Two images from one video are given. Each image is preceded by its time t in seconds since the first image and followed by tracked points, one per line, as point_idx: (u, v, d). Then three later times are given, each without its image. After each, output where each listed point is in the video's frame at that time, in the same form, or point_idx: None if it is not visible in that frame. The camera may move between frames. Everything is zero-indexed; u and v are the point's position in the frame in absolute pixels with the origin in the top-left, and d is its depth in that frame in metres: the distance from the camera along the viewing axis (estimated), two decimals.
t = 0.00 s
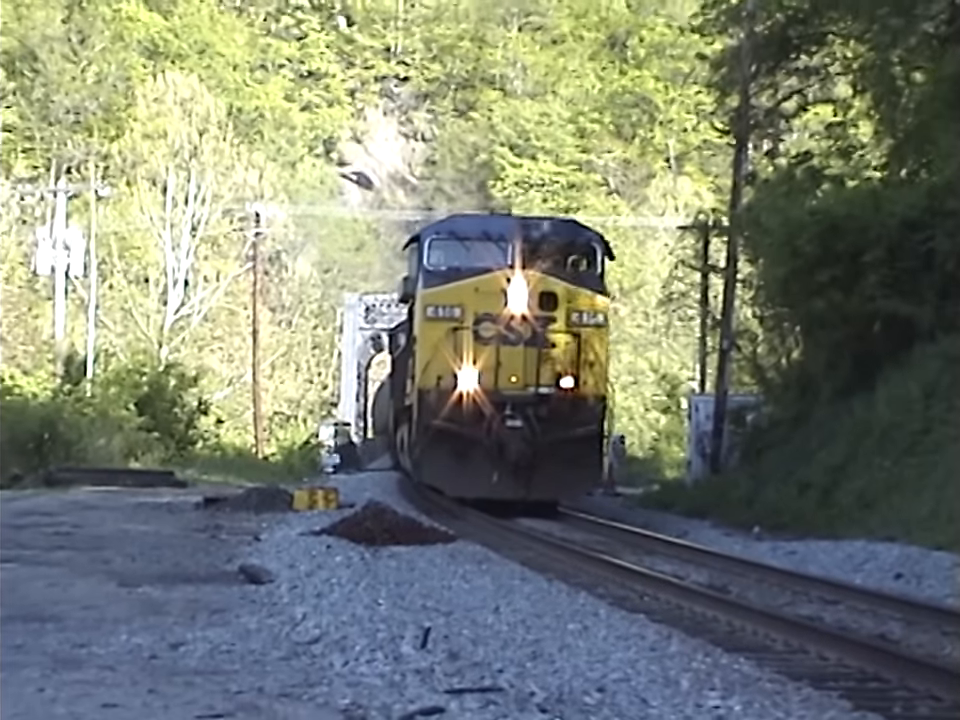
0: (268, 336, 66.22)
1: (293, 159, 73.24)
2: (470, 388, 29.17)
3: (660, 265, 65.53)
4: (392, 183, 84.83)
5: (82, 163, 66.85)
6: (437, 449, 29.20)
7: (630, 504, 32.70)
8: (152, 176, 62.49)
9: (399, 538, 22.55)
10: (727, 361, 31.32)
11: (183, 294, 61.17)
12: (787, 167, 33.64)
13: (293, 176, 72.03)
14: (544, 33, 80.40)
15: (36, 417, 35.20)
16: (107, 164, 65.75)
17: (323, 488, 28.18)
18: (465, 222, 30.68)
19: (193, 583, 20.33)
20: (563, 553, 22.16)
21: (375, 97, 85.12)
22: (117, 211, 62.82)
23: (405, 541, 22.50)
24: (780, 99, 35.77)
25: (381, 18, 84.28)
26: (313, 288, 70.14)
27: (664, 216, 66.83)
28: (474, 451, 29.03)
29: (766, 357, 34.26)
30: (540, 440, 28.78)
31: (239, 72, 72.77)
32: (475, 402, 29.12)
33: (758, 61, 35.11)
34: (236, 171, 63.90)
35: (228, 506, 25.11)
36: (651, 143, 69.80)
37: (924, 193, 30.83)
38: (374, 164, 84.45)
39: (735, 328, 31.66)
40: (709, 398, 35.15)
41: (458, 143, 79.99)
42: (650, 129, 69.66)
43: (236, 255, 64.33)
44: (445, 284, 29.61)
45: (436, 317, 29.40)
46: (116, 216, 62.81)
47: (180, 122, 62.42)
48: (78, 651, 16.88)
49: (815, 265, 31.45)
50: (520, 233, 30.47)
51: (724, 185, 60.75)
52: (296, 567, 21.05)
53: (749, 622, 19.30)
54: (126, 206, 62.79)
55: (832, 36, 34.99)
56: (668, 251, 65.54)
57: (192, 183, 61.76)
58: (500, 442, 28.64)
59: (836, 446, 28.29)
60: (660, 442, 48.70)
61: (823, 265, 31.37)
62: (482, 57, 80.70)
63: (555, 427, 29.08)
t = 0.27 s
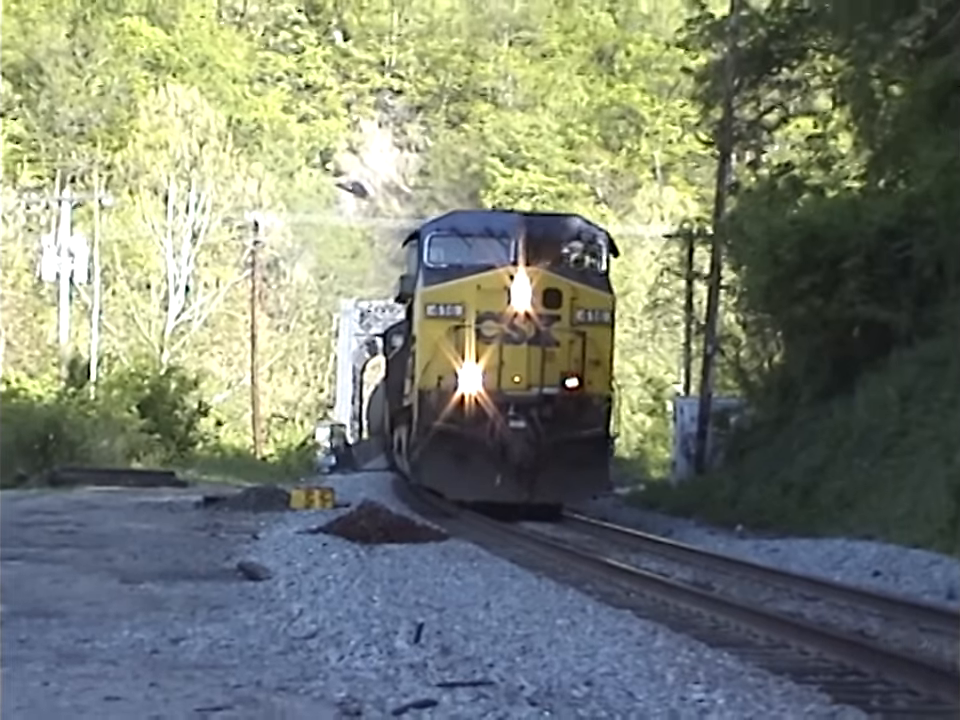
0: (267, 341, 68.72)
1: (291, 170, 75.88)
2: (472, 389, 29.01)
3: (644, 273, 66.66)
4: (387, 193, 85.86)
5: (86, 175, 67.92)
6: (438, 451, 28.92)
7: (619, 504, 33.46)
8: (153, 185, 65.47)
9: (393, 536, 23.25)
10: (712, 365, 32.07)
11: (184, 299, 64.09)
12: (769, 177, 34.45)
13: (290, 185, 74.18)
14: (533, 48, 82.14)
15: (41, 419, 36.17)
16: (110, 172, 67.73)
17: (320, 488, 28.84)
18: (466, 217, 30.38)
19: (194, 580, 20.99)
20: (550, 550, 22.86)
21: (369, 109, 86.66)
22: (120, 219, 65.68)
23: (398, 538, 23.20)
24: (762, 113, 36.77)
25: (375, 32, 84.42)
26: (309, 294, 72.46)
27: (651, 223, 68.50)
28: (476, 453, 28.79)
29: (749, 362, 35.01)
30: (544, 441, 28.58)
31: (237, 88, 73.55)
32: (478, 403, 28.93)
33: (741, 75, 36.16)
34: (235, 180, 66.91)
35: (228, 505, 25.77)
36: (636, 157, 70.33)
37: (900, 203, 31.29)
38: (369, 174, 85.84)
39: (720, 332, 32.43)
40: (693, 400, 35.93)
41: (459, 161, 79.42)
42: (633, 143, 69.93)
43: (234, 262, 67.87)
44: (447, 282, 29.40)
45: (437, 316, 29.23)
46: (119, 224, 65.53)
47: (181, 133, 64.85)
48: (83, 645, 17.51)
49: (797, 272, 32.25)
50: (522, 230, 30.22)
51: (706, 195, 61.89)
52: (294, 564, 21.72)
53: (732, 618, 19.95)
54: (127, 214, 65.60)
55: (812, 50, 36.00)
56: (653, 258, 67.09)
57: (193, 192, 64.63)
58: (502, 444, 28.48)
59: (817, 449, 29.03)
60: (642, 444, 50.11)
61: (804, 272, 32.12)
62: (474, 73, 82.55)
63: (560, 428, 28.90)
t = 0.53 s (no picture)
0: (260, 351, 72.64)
1: (287, 187, 77.22)
2: (472, 395, 28.68)
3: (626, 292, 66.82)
4: (379, 210, 87.28)
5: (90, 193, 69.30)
6: (439, 459, 28.63)
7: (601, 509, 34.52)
8: (154, 202, 67.45)
9: (384, 538, 24.20)
10: (689, 373, 33.21)
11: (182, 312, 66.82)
12: (743, 196, 35.04)
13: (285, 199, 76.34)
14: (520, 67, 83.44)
15: (44, 427, 37.20)
16: (113, 189, 69.19)
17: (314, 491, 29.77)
18: (466, 221, 30.13)
19: (192, 581, 21.90)
20: (533, 553, 23.86)
21: (361, 129, 85.47)
22: (123, 235, 67.21)
23: (388, 540, 24.14)
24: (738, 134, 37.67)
25: (368, 53, 81.09)
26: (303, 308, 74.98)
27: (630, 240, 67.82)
28: (477, 461, 28.51)
29: (725, 372, 36.03)
30: (545, 447, 28.23)
31: (231, 108, 74.75)
32: (479, 410, 28.64)
33: (717, 97, 37.08)
34: (231, 197, 69.39)
35: (226, 509, 26.69)
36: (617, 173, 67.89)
37: (870, 220, 31.99)
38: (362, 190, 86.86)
39: (697, 341, 33.68)
40: (674, 407, 36.99)
41: (447, 179, 79.53)
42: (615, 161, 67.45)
43: (233, 275, 70.35)
44: (446, 287, 29.13)
45: (436, 320, 28.94)
46: (121, 239, 67.17)
47: (181, 151, 66.64)
48: (86, 643, 18.39)
49: (771, 286, 33.11)
50: (524, 234, 29.86)
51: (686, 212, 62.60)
52: (289, 565, 22.62)
53: (708, 617, 20.88)
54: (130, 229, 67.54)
55: (786, 75, 36.04)
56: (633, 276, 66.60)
57: (193, 210, 67.45)
58: (503, 451, 28.16)
59: (790, 456, 29.99)
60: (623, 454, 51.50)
61: (777, 287, 33.03)
62: (461, 92, 81.52)
63: (562, 435, 28.56)
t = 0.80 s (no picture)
0: (266, 385, 74.29)
1: (288, 231, 86.38)
2: (479, 427, 28.34)
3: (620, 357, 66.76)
4: (377, 255, 101.18)
5: (99, 235, 72.85)
6: (445, 492, 28.22)
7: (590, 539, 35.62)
8: (161, 246, 68.31)
9: (379, 566, 25.28)
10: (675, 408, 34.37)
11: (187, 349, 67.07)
12: (724, 241, 35.68)
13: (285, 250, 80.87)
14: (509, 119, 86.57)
15: (57, 458, 38.85)
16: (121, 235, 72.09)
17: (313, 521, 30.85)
18: (473, 250, 29.79)
19: (196, 608, 22.94)
20: (522, 582, 24.94)
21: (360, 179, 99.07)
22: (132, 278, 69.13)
23: (382, 568, 25.22)
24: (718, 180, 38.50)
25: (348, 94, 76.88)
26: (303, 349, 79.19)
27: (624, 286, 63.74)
28: (485, 495, 28.11)
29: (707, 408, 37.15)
30: (554, 481, 27.90)
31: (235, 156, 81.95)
32: (486, 442, 28.30)
33: (698, 146, 38.17)
34: (236, 241, 72.09)
35: (228, 538, 27.77)
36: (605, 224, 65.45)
37: (844, 263, 32.88)
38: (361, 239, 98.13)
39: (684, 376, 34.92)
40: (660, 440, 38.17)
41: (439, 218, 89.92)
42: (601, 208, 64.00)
43: (237, 314, 72.83)
44: (452, 317, 28.86)
45: (443, 351, 28.67)
46: (130, 283, 69.11)
47: (187, 198, 68.14)
48: (94, 668, 19.37)
49: (749, 326, 34.29)
50: (532, 263, 29.46)
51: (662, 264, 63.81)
52: (288, 593, 23.66)
53: (688, 642, 21.91)
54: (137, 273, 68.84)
55: (764, 124, 36.67)
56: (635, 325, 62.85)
57: (198, 253, 68.32)
58: (512, 485, 27.80)
59: (769, 489, 31.08)
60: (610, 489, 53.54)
61: (756, 326, 34.23)
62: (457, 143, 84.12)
63: (571, 469, 28.24)
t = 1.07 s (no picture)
0: (271, 387, 76.46)
1: (294, 242, 92.58)
2: (492, 425, 28.04)
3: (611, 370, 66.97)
4: (376, 262, 102.01)
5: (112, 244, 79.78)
6: (457, 493, 27.83)
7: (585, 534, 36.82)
8: (172, 257, 72.53)
9: (379, 561, 26.39)
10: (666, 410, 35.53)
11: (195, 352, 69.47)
12: (709, 251, 36.98)
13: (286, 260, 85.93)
14: (505, 135, 89.67)
15: (71, 458, 41.40)
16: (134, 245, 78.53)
17: (316, 518, 32.01)
18: (484, 243, 29.50)
19: (205, 601, 24.06)
20: (516, 577, 26.06)
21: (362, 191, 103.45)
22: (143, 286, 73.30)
23: (382, 563, 26.33)
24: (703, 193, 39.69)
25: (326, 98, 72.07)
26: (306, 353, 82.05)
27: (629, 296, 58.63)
28: (497, 495, 27.77)
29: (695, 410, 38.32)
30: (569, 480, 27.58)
31: (243, 169, 88.92)
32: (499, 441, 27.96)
33: (683, 160, 39.33)
34: (245, 252, 76.85)
35: (235, 534, 28.89)
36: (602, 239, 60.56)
37: (823, 272, 33.92)
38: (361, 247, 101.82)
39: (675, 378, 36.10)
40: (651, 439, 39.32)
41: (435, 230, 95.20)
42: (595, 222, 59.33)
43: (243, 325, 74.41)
44: (463, 312, 28.58)
45: (453, 347, 28.37)
46: (141, 291, 73.04)
47: (195, 210, 72.66)
48: (107, 658, 20.48)
49: (733, 332, 35.27)
50: (544, 258, 29.20)
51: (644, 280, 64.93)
52: (292, 587, 24.78)
53: (675, 635, 22.98)
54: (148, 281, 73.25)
55: (746, 139, 37.99)
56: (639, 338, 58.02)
57: (205, 264, 71.82)
58: (525, 485, 27.46)
59: (752, 487, 32.17)
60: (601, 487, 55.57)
61: (739, 332, 35.22)
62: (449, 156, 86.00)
63: (586, 468, 27.96)
